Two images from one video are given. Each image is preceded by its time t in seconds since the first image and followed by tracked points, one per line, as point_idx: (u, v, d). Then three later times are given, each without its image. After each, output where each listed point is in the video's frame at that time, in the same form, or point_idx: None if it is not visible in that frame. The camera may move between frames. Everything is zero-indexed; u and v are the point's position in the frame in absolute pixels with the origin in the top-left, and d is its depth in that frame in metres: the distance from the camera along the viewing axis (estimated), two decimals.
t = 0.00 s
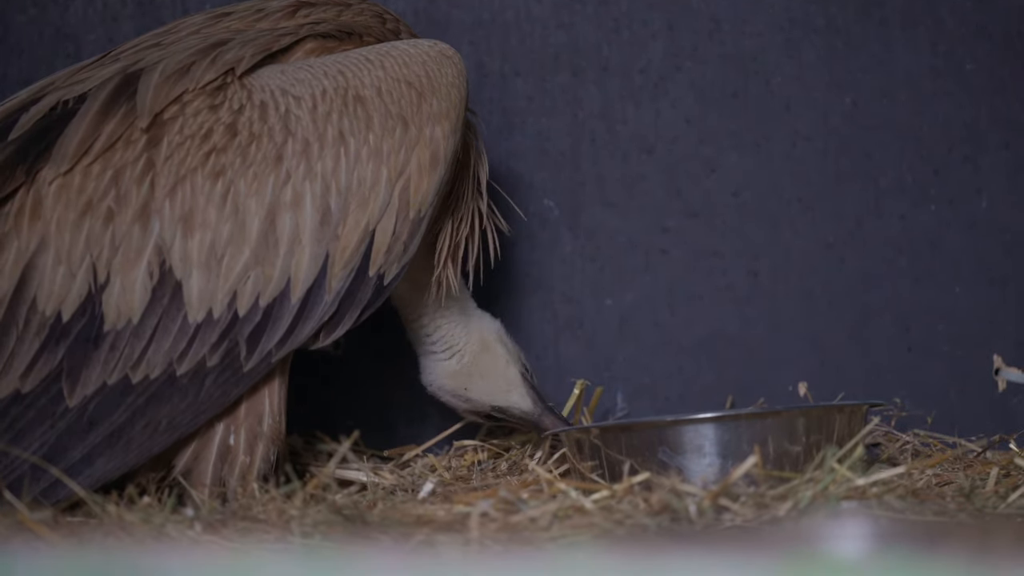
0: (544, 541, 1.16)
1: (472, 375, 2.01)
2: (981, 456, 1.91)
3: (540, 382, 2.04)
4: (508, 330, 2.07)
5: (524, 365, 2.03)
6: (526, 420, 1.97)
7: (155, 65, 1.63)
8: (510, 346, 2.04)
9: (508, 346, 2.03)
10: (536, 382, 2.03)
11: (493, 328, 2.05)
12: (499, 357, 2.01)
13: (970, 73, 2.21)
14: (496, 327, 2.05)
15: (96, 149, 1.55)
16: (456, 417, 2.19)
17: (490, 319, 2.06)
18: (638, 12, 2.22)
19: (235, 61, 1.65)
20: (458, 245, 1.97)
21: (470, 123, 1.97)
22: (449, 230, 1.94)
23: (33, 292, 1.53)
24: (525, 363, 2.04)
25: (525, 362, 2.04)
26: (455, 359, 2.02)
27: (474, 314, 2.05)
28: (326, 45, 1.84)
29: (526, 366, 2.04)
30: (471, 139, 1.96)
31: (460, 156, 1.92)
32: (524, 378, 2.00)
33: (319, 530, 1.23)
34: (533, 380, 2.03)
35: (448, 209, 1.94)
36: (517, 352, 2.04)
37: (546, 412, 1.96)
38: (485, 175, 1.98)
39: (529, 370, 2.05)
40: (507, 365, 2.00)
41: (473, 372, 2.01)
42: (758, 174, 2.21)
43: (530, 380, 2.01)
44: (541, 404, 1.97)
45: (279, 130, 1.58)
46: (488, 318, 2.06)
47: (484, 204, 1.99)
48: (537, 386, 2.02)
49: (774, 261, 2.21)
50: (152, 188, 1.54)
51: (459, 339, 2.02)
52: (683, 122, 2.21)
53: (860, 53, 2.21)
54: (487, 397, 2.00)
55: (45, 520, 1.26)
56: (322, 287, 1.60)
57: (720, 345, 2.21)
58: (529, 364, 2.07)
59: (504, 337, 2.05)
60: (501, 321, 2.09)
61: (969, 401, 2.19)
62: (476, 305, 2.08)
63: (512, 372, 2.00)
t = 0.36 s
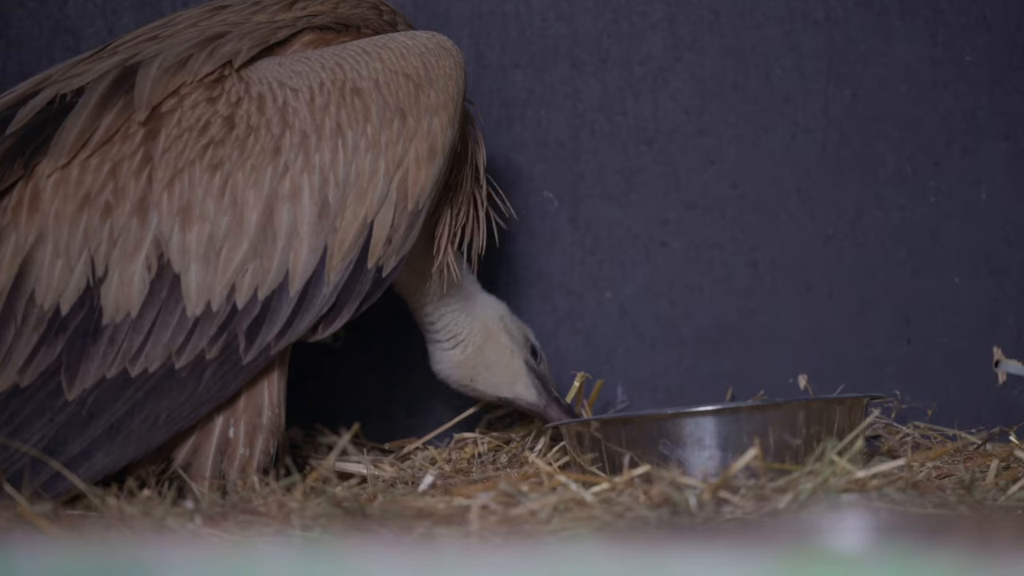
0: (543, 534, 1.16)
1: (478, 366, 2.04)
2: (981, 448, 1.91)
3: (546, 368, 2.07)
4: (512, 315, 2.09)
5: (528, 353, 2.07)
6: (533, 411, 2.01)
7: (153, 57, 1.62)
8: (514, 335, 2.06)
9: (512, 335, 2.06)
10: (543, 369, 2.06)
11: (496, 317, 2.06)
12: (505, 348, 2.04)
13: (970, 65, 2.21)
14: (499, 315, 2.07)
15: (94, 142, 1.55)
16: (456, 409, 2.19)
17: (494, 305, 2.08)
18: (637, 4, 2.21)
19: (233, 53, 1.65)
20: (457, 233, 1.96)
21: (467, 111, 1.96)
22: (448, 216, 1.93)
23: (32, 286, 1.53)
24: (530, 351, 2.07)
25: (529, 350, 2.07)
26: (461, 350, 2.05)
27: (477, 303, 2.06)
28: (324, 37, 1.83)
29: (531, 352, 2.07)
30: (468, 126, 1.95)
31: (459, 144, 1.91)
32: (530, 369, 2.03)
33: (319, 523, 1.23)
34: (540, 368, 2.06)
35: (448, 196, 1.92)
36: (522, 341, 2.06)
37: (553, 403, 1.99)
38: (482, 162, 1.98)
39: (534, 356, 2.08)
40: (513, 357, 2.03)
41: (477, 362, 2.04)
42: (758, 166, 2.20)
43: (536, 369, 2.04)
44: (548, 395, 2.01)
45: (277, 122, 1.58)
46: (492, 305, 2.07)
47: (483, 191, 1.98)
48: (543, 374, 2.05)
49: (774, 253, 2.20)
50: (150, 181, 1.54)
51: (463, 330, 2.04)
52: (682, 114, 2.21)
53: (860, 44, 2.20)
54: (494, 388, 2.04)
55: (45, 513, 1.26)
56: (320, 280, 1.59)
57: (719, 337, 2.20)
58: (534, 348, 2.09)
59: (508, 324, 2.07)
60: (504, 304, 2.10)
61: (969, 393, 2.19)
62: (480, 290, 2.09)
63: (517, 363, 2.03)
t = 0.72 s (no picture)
0: (543, 528, 1.16)
1: (477, 377, 2.00)
2: (981, 442, 1.91)
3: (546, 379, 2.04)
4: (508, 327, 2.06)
5: (527, 364, 2.03)
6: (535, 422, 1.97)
7: (157, 51, 1.62)
8: (512, 346, 2.03)
9: (510, 346, 2.03)
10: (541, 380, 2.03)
11: (494, 327, 2.03)
12: (503, 358, 2.00)
13: (969, 59, 2.20)
14: (497, 326, 2.04)
15: (98, 135, 1.54)
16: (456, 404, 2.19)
17: (491, 317, 2.05)
18: None
19: (236, 47, 1.65)
20: (456, 235, 1.95)
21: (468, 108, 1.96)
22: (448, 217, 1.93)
23: (35, 279, 1.52)
24: (528, 362, 2.04)
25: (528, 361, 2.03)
26: (459, 360, 2.00)
27: (474, 314, 2.03)
28: (328, 32, 1.83)
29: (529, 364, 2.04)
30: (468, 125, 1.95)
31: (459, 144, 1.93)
32: (530, 379, 2.00)
33: (319, 517, 1.23)
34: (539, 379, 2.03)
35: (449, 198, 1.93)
36: (519, 352, 2.03)
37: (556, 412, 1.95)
38: (485, 163, 1.98)
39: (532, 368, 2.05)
40: (512, 367, 2.00)
41: (475, 373, 2.00)
42: (758, 160, 2.20)
43: (535, 380, 2.01)
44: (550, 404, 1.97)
45: (280, 117, 1.58)
46: (488, 317, 2.04)
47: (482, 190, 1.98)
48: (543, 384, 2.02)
49: (774, 247, 2.20)
50: (153, 174, 1.54)
51: (462, 339, 2.00)
52: (682, 108, 2.20)
53: (860, 38, 2.20)
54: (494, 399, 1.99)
55: (46, 508, 1.26)
56: (322, 275, 1.59)
57: (719, 331, 2.20)
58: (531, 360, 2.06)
59: (506, 336, 2.04)
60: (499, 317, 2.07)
61: (969, 387, 2.19)
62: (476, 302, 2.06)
63: (517, 373, 1.99)
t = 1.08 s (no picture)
0: (542, 524, 1.16)
1: (477, 374, 2.04)
2: (981, 438, 1.91)
3: (549, 368, 2.05)
4: (510, 314, 2.06)
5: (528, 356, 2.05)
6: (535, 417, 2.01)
7: (156, 48, 1.62)
8: (512, 338, 2.04)
9: (510, 339, 2.04)
10: (543, 371, 2.05)
11: (492, 321, 2.04)
12: (503, 355, 2.03)
13: (969, 54, 2.20)
14: (496, 318, 2.04)
15: (97, 132, 1.54)
16: (456, 400, 2.19)
17: (491, 308, 2.05)
18: None
19: (235, 44, 1.64)
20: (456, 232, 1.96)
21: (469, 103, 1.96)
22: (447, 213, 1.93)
23: (35, 274, 1.52)
24: (529, 352, 2.05)
25: (529, 352, 2.05)
26: (460, 357, 2.04)
27: (473, 309, 2.04)
28: (328, 29, 1.83)
29: (531, 354, 2.05)
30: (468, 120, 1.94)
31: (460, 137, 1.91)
32: (529, 374, 2.02)
33: (318, 513, 1.23)
34: (540, 370, 2.04)
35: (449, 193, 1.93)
36: (520, 344, 2.04)
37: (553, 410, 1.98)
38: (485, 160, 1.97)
39: (535, 356, 2.06)
40: (511, 363, 2.02)
41: (475, 370, 2.03)
42: (757, 156, 2.20)
43: (536, 372, 2.03)
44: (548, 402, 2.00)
45: (279, 114, 1.58)
46: (488, 309, 2.05)
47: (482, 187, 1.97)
48: (545, 375, 2.04)
49: (773, 243, 2.20)
50: (153, 171, 1.53)
51: (459, 338, 2.03)
52: (681, 104, 2.20)
53: (860, 34, 2.20)
54: (495, 396, 2.03)
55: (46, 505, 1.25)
56: (322, 271, 1.59)
57: (718, 327, 2.20)
58: (535, 346, 2.07)
59: (505, 328, 2.04)
60: (502, 303, 2.07)
61: (969, 382, 2.19)
62: (476, 293, 2.06)
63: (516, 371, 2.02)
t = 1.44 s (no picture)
0: (541, 520, 1.16)
1: (484, 358, 2.05)
2: (980, 434, 1.91)
3: (557, 348, 2.05)
4: (517, 296, 2.06)
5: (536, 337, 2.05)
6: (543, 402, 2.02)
7: (154, 45, 1.62)
8: (518, 321, 2.04)
9: (516, 322, 2.04)
10: (551, 352, 2.05)
11: (497, 305, 2.04)
12: (509, 339, 2.03)
13: (968, 51, 2.20)
14: (502, 301, 2.04)
15: (94, 128, 1.53)
16: (455, 396, 2.20)
17: (496, 290, 2.05)
18: None
19: (233, 41, 1.65)
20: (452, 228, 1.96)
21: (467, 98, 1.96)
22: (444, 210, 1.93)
23: (33, 271, 1.52)
24: (536, 334, 2.05)
25: (536, 333, 2.05)
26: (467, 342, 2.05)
27: (478, 293, 2.04)
28: (325, 25, 1.83)
29: (538, 336, 2.05)
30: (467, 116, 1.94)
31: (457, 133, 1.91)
32: (536, 358, 2.03)
33: (317, 509, 1.23)
34: (548, 352, 2.04)
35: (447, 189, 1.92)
36: (527, 326, 2.05)
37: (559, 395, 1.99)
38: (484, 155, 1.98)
39: (543, 337, 2.06)
40: (517, 347, 2.03)
41: (482, 353, 2.05)
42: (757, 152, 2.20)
43: (543, 354, 2.04)
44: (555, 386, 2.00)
45: (277, 109, 1.57)
46: (493, 292, 2.05)
47: (479, 183, 1.98)
48: (553, 357, 2.04)
49: (773, 239, 2.20)
50: (151, 167, 1.53)
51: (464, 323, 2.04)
52: (681, 100, 2.20)
53: (859, 31, 2.19)
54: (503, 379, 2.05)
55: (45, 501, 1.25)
56: (320, 267, 1.59)
57: (718, 324, 2.20)
58: (544, 326, 2.06)
59: (510, 311, 2.04)
60: (509, 284, 2.07)
61: (968, 379, 2.19)
62: (481, 275, 2.06)
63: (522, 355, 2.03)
